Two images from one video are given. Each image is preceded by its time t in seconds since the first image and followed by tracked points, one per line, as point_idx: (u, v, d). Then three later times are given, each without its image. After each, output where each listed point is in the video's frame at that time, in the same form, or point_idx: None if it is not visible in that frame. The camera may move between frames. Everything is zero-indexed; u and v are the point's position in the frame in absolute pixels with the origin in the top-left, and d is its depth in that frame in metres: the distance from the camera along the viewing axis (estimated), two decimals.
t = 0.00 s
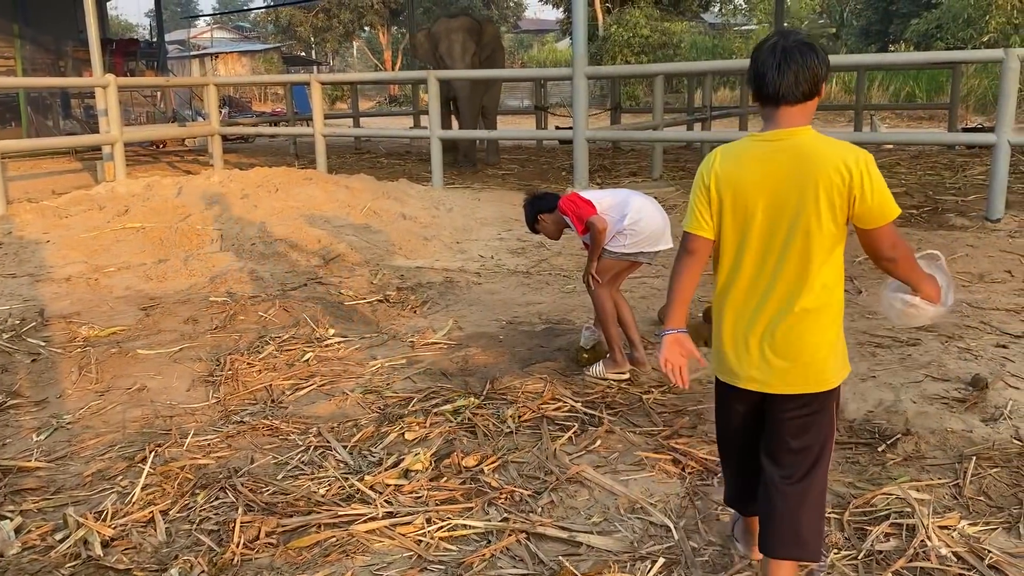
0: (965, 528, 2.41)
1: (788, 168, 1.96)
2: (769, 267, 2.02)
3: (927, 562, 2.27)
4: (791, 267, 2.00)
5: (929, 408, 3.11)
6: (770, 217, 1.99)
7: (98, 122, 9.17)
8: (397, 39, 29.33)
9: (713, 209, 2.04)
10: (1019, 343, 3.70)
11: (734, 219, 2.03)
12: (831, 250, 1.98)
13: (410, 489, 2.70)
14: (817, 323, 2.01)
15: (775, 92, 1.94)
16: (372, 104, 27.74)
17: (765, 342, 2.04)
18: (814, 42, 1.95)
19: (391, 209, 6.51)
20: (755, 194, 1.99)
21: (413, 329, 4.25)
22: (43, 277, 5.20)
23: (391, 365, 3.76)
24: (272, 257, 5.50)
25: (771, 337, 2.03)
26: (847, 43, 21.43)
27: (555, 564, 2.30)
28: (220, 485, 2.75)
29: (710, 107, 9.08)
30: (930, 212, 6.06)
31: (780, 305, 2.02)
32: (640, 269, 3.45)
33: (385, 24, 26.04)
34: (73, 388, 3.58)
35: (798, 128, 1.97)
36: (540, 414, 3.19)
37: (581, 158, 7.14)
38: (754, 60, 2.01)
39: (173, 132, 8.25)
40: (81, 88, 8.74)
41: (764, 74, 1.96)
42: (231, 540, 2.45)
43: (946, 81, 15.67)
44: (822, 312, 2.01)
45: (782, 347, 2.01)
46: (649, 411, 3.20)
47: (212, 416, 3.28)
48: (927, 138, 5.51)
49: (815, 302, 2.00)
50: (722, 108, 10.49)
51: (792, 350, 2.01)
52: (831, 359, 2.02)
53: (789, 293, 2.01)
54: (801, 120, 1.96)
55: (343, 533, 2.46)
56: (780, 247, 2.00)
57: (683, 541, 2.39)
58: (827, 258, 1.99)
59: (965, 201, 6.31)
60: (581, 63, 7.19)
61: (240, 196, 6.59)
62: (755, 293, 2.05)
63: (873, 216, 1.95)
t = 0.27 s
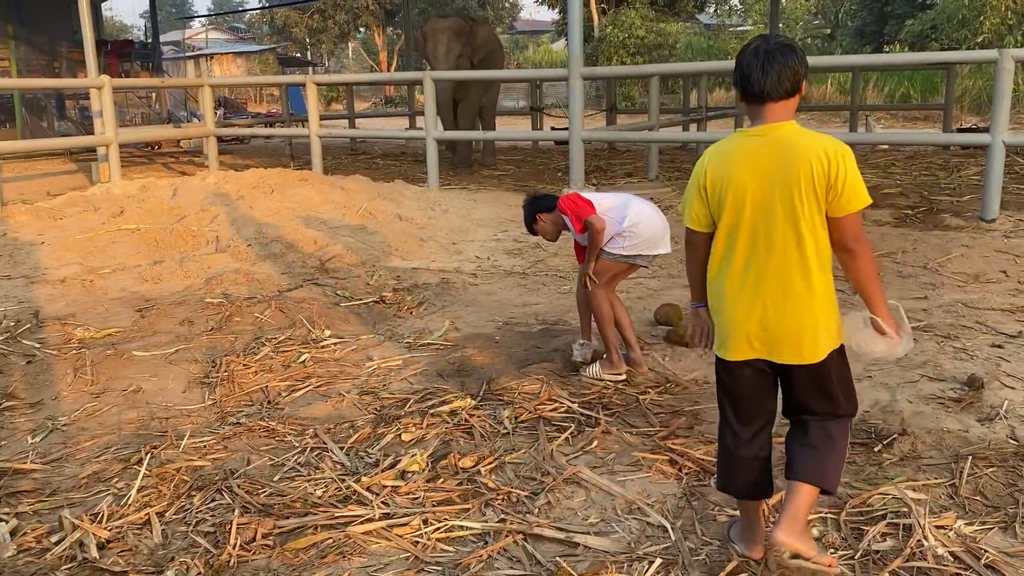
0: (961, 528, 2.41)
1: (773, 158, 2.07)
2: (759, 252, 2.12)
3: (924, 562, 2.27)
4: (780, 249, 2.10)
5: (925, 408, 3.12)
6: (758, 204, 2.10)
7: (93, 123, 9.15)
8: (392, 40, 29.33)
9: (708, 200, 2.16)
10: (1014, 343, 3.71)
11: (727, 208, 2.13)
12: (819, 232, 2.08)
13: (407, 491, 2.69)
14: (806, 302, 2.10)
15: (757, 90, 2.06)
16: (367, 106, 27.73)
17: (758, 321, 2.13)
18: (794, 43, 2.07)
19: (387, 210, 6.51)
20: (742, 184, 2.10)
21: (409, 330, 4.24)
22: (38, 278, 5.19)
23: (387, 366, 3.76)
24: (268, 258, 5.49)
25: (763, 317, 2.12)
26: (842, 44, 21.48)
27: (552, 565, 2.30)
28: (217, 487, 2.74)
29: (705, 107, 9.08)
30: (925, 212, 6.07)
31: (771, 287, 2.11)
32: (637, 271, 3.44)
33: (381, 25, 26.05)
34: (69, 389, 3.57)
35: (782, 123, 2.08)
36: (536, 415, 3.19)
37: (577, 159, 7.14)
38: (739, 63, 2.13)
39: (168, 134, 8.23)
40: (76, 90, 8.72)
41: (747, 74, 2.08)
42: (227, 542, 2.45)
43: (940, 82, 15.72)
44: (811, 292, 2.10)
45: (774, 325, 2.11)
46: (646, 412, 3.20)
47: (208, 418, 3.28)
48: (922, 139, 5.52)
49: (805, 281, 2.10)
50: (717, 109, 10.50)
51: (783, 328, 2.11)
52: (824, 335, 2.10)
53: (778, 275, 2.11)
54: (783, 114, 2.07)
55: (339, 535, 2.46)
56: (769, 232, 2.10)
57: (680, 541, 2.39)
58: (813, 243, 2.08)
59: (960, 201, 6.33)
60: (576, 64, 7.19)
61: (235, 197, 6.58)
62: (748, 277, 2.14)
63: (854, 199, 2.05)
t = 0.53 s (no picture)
0: (960, 528, 2.41)
1: (781, 154, 2.18)
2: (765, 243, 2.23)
3: (922, 562, 2.27)
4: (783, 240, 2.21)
5: (923, 408, 3.12)
6: (766, 198, 2.22)
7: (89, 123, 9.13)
8: (389, 41, 29.32)
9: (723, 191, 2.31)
10: (1011, 343, 3.72)
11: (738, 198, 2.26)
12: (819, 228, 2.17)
13: (405, 492, 2.69)
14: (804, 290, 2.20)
15: (769, 94, 2.17)
16: (364, 106, 27.71)
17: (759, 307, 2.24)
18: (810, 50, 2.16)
19: (384, 211, 6.50)
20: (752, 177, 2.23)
21: (406, 331, 4.24)
22: (34, 279, 5.18)
23: (384, 367, 3.76)
24: (265, 259, 5.49)
25: (764, 304, 2.23)
26: (838, 45, 21.52)
27: (551, 566, 2.30)
28: (214, 488, 2.74)
29: (702, 108, 9.08)
30: (922, 213, 6.08)
31: (773, 276, 2.22)
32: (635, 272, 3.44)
33: (378, 25, 26.03)
34: (66, 390, 3.57)
35: (792, 125, 2.19)
36: (534, 415, 3.19)
37: (574, 160, 7.14)
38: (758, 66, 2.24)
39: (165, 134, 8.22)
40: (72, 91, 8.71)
41: (760, 78, 2.20)
42: (225, 543, 2.44)
43: (936, 82, 15.75)
44: (808, 284, 2.20)
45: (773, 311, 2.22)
46: (644, 412, 3.21)
47: (206, 419, 3.27)
48: (919, 140, 5.52)
49: (805, 271, 2.20)
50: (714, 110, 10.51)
51: (782, 316, 2.22)
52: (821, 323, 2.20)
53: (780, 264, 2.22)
54: (792, 116, 2.17)
55: (337, 536, 2.45)
56: (774, 225, 2.21)
57: (679, 541, 2.39)
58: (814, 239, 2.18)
59: (956, 201, 6.34)
60: (573, 65, 7.19)
61: (232, 197, 6.57)
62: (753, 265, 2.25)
63: (849, 193, 2.11)
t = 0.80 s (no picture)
0: (958, 528, 2.41)
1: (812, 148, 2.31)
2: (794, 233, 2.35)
3: (920, 563, 2.27)
4: (814, 230, 2.33)
5: (921, 409, 3.12)
6: (796, 190, 2.33)
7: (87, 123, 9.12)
8: (387, 41, 29.31)
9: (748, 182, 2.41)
10: (1009, 344, 3.72)
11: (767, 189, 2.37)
12: (846, 219, 2.31)
13: (403, 492, 2.69)
14: (831, 279, 2.32)
15: (798, 93, 2.32)
16: (363, 106, 27.69)
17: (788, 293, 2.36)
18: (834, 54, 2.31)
19: (383, 211, 6.50)
20: (782, 170, 2.34)
21: (404, 331, 4.24)
22: (32, 279, 5.18)
23: (382, 367, 3.76)
24: (263, 260, 5.49)
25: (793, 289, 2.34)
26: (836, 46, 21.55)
27: (549, 566, 2.30)
28: (212, 489, 2.74)
29: (700, 108, 9.07)
30: (920, 214, 6.09)
31: (802, 264, 2.34)
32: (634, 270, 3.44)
33: (376, 26, 26.02)
34: (63, 391, 3.56)
35: (820, 122, 2.33)
36: (532, 416, 3.19)
37: (572, 160, 7.14)
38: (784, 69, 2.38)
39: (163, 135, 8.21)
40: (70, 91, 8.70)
41: (791, 77, 2.33)
42: (223, 543, 2.44)
43: (934, 83, 15.76)
44: (836, 270, 2.32)
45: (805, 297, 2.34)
46: (642, 413, 3.21)
47: (203, 419, 3.27)
48: (917, 140, 5.52)
49: (832, 260, 2.32)
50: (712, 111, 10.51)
51: (812, 299, 2.33)
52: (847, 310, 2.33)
53: (807, 252, 2.34)
54: (822, 114, 2.31)
55: (335, 536, 2.45)
56: (804, 214, 2.33)
57: (677, 542, 2.39)
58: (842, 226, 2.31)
59: (954, 202, 6.34)
60: (572, 65, 7.18)
61: (230, 198, 6.57)
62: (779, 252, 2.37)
63: (876, 185, 2.27)
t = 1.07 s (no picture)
0: (956, 530, 2.41)
1: (813, 153, 2.38)
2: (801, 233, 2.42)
3: (918, 565, 2.27)
4: (820, 231, 2.40)
5: (919, 410, 3.12)
6: (800, 194, 2.40)
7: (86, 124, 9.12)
8: (387, 42, 29.34)
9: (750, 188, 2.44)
10: (1007, 345, 3.72)
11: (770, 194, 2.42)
12: (849, 217, 2.41)
13: (401, 493, 2.69)
14: (839, 274, 2.42)
15: (792, 104, 2.38)
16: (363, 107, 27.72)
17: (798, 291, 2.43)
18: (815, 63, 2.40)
19: (382, 212, 6.50)
20: (786, 176, 2.39)
21: (403, 332, 4.24)
22: (31, 279, 5.18)
23: (381, 368, 3.76)
24: (262, 260, 5.49)
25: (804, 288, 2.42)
26: (836, 47, 21.59)
27: (547, 567, 2.30)
28: (210, 489, 2.74)
29: (699, 110, 9.07)
30: (919, 215, 6.09)
31: (810, 264, 2.42)
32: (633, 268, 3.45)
33: (376, 27, 26.04)
34: (61, 391, 3.56)
35: (812, 128, 2.41)
36: (531, 417, 3.19)
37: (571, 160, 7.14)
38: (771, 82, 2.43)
39: (163, 135, 8.22)
40: (70, 92, 8.69)
41: (783, 90, 2.40)
42: (221, 544, 2.44)
43: (933, 85, 15.79)
44: (842, 266, 2.42)
45: (816, 295, 2.41)
46: (641, 413, 3.21)
47: (202, 420, 3.27)
48: (916, 142, 5.52)
49: (839, 257, 2.42)
50: (711, 112, 10.51)
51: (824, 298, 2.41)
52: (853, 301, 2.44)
53: (816, 253, 2.41)
54: (816, 121, 2.39)
55: (333, 537, 2.45)
56: (809, 218, 2.40)
57: (675, 543, 2.39)
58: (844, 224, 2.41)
59: (953, 204, 6.35)
60: (571, 66, 7.18)
61: (229, 198, 6.57)
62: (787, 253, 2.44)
63: (874, 184, 2.39)
